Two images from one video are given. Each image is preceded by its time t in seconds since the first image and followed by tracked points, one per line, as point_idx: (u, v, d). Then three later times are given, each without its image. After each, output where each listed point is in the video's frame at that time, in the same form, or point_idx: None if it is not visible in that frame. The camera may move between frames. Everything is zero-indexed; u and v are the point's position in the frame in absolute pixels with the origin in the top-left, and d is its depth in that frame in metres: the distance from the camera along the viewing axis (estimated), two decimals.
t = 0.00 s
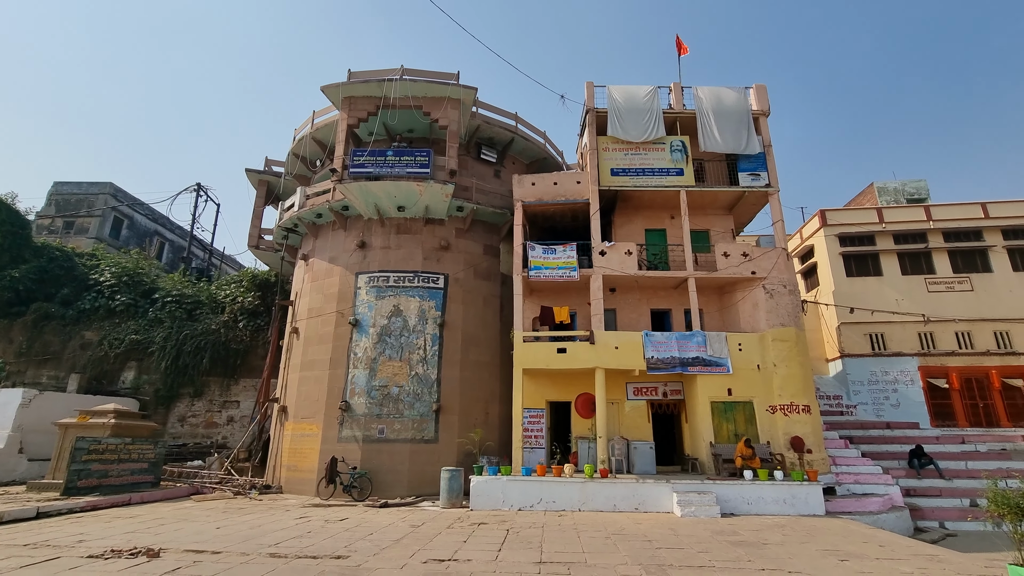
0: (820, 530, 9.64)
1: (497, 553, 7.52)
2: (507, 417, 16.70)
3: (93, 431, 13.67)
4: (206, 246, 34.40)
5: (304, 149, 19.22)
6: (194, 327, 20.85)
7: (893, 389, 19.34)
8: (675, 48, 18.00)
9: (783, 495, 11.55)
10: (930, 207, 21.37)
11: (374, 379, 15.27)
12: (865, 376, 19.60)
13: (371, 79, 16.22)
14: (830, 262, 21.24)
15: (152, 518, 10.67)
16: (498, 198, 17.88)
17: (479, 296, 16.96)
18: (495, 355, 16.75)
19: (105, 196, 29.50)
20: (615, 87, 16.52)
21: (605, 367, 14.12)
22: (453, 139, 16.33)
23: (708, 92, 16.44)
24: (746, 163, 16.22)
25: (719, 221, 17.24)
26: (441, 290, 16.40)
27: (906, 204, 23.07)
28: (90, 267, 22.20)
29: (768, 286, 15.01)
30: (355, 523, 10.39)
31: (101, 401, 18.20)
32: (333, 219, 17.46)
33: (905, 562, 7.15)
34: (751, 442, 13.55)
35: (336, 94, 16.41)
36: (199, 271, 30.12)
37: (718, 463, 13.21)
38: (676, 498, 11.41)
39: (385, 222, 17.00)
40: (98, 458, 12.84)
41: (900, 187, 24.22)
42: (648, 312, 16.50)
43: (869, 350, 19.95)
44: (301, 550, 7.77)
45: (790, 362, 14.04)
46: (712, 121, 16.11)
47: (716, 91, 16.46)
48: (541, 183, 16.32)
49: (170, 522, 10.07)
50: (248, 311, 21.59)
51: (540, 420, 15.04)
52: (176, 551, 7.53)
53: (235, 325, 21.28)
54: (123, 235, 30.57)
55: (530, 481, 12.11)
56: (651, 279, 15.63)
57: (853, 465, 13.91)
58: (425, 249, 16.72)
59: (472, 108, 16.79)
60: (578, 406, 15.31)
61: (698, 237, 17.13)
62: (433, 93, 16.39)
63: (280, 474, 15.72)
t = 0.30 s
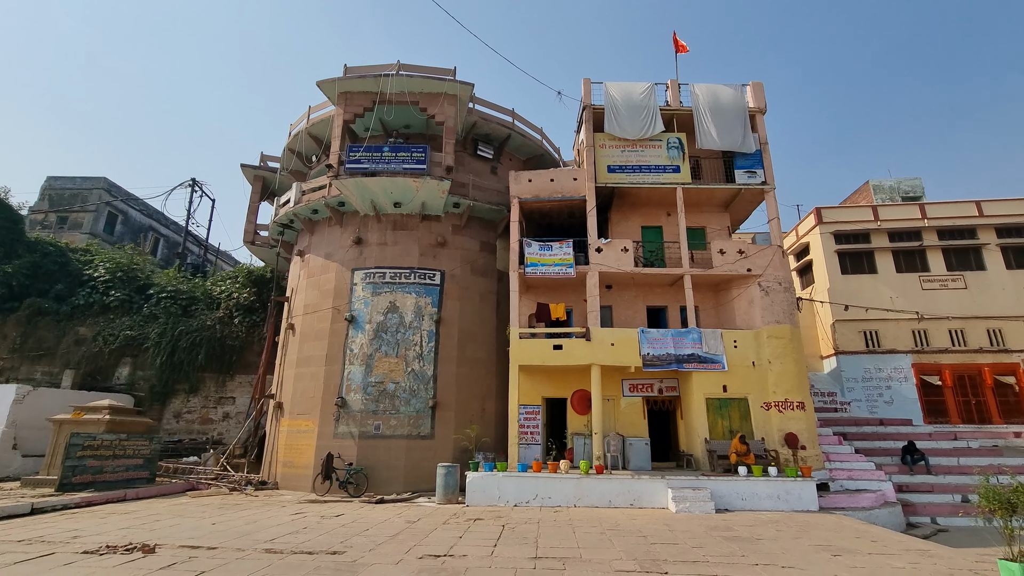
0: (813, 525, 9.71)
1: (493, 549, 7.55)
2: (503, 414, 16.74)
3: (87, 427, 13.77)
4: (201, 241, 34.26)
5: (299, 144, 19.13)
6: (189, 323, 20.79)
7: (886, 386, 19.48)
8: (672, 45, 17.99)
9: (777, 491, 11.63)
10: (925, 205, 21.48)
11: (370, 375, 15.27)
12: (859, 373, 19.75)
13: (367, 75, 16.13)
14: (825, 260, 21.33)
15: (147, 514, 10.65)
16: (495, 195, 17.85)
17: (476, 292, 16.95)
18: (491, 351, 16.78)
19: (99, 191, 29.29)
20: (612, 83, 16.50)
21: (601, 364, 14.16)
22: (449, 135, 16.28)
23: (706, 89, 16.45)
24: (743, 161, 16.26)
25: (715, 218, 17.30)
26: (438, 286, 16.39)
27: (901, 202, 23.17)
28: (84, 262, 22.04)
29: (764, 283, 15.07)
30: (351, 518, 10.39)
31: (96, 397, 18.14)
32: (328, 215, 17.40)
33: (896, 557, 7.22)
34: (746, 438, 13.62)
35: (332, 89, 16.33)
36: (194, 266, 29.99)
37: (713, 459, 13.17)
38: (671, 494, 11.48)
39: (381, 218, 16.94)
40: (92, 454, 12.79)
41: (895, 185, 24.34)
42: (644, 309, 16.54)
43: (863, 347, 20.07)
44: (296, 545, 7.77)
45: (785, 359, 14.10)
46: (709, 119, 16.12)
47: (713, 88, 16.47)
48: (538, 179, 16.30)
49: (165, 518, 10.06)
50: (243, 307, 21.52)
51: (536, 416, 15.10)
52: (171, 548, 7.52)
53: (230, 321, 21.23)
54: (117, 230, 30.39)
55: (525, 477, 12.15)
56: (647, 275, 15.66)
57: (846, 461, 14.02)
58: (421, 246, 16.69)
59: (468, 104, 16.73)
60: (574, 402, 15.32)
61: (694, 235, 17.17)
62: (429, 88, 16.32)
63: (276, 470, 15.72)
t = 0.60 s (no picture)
0: (806, 521, 9.78)
1: (487, 544, 7.58)
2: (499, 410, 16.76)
3: (82, 422, 13.60)
4: (195, 236, 34.06)
5: (294, 139, 19.01)
6: (183, 318, 20.72)
7: (879, 382, 19.62)
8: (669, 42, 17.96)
9: (770, 487, 11.71)
10: (919, 203, 21.58)
11: (365, 371, 15.25)
12: (852, 370, 19.88)
13: (363, 69, 16.06)
14: (819, 257, 21.42)
15: (141, 509, 10.63)
16: (491, 190, 17.82)
17: (471, 289, 16.94)
18: (487, 347, 16.78)
19: (92, 185, 29.06)
20: (609, 80, 16.47)
21: (596, 360, 14.20)
22: (445, 130, 16.22)
23: (702, 86, 16.45)
24: (739, 158, 16.28)
25: (711, 215, 17.33)
26: (433, 282, 16.37)
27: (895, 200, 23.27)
28: (77, 256, 21.86)
29: (759, 280, 15.12)
30: (345, 513, 10.39)
31: (89, 392, 18.05)
32: (324, 210, 17.33)
33: (887, 552, 7.29)
34: (740, 434, 13.71)
35: (327, 83, 16.23)
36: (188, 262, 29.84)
37: (706, 455, 13.23)
38: (664, 489, 11.53)
39: (377, 213, 16.90)
40: (86, 449, 12.75)
41: (889, 184, 24.46)
42: (639, 305, 16.57)
43: (856, 344, 20.21)
44: (291, 541, 7.78)
45: (780, 355, 14.17)
46: (705, 116, 16.12)
47: (709, 85, 16.47)
48: (534, 176, 16.28)
49: (159, 513, 10.04)
50: (238, 302, 21.43)
51: (531, 412, 15.12)
52: (165, 543, 7.52)
53: (225, 316, 21.15)
54: (111, 224, 30.19)
55: (520, 472, 12.18)
56: (643, 272, 15.69)
57: (838, 458, 14.12)
58: (417, 241, 16.66)
59: (465, 99, 16.67)
60: (569, 398, 15.38)
61: (690, 232, 17.19)
62: (425, 84, 16.25)
63: (271, 466, 15.71)
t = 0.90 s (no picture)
0: (797, 517, 9.84)
1: (480, 541, 7.56)
2: (492, 408, 16.76)
3: (70, 420, 13.45)
4: (187, 233, 33.81)
5: (287, 135, 18.87)
6: (175, 315, 20.58)
7: (870, 380, 19.78)
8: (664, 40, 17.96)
9: (762, 483, 11.77)
10: (910, 202, 21.72)
11: (358, 368, 15.20)
12: (844, 368, 20.03)
13: (357, 65, 15.94)
14: (812, 255, 21.54)
15: (131, 508, 10.56)
16: (485, 188, 17.78)
17: (465, 286, 16.90)
18: (481, 345, 16.77)
19: (81, 180, 28.75)
20: (603, 77, 16.45)
21: (590, 358, 14.22)
22: (439, 127, 16.15)
23: (696, 84, 16.47)
24: (732, 156, 16.32)
25: (704, 213, 17.37)
26: (427, 280, 16.32)
27: (887, 199, 23.43)
28: (67, 252, 21.60)
29: (752, 278, 15.17)
30: (338, 511, 10.35)
31: (79, 390, 17.88)
32: (317, 207, 17.24)
33: (877, 548, 7.35)
34: (732, 431, 13.78)
35: (320, 79, 16.12)
36: (180, 259, 29.61)
37: (699, 452, 13.42)
38: (657, 486, 11.57)
39: (371, 210, 16.82)
40: (75, 448, 12.63)
41: (882, 182, 24.61)
42: (633, 303, 16.60)
43: (848, 342, 20.36)
44: (282, 539, 7.73)
45: (772, 353, 14.24)
46: (699, 113, 16.15)
47: (704, 83, 16.49)
48: (528, 173, 16.24)
49: (150, 512, 9.96)
50: (230, 300, 21.29)
51: (524, 409, 15.11)
52: (155, 541, 7.46)
53: (217, 314, 21.00)
54: (101, 221, 29.90)
55: (513, 470, 12.17)
56: (636, 270, 15.71)
57: (829, 454, 14.23)
58: (411, 239, 16.59)
59: (459, 96, 16.61)
60: (563, 395, 15.39)
61: (684, 230, 17.23)
62: (419, 80, 16.17)
63: (264, 464, 15.65)
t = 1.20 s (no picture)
0: (791, 514, 9.85)
1: (473, 540, 7.53)
2: (488, 406, 16.73)
3: (62, 420, 13.38)
4: (182, 232, 33.63)
5: (281, 133, 18.76)
6: (168, 315, 20.46)
7: (865, 377, 19.86)
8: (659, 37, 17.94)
9: (757, 480, 11.79)
10: (905, 200, 21.79)
11: (353, 367, 15.14)
12: (839, 365, 20.07)
13: (350, 62, 15.85)
14: (807, 253, 21.59)
15: (123, 508, 10.48)
16: (480, 185, 17.73)
17: (460, 284, 16.86)
18: (476, 343, 16.72)
19: (74, 179, 28.56)
20: (599, 74, 16.42)
21: (585, 356, 14.21)
22: (434, 125, 16.08)
23: (691, 81, 16.45)
24: (727, 154, 16.32)
25: (700, 210, 17.37)
26: (422, 278, 16.26)
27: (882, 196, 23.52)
28: (59, 252, 21.39)
29: (747, 276, 15.17)
30: (332, 511, 10.29)
31: (71, 391, 17.76)
32: (311, 205, 17.14)
33: (870, 544, 7.37)
34: (727, 429, 13.78)
35: (314, 76, 16.02)
36: (174, 258, 29.45)
37: (694, 449, 13.43)
38: (652, 484, 11.57)
39: (365, 208, 16.74)
40: (67, 448, 12.53)
41: (876, 180, 24.69)
42: (629, 301, 16.59)
43: (843, 339, 20.44)
44: (275, 538, 7.68)
45: (767, 350, 14.25)
46: (694, 111, 16.13)
47: (699, 81, 16.48)
48: (523, 171, 16.20)
49: (142, 512, 9.90)
50: (224, 299, 21.16)
51: (520, 408, 15.10)
52: (146, 542, 7.40)
53: (211, 313, 20.88)
54: (94, 220, 29.71)
55: (508, 468, 12.15)
56: (632, 267, 15.69)
57: (824, 451, 14.25)
58: (406, 237, 16.52)
59: (453, 93, 16.54)
60: (558, 394, 15.37)
61: (679, 227, 17.22)
62: (414, 77, 16.09)
63: (258, 464, 15.57)
